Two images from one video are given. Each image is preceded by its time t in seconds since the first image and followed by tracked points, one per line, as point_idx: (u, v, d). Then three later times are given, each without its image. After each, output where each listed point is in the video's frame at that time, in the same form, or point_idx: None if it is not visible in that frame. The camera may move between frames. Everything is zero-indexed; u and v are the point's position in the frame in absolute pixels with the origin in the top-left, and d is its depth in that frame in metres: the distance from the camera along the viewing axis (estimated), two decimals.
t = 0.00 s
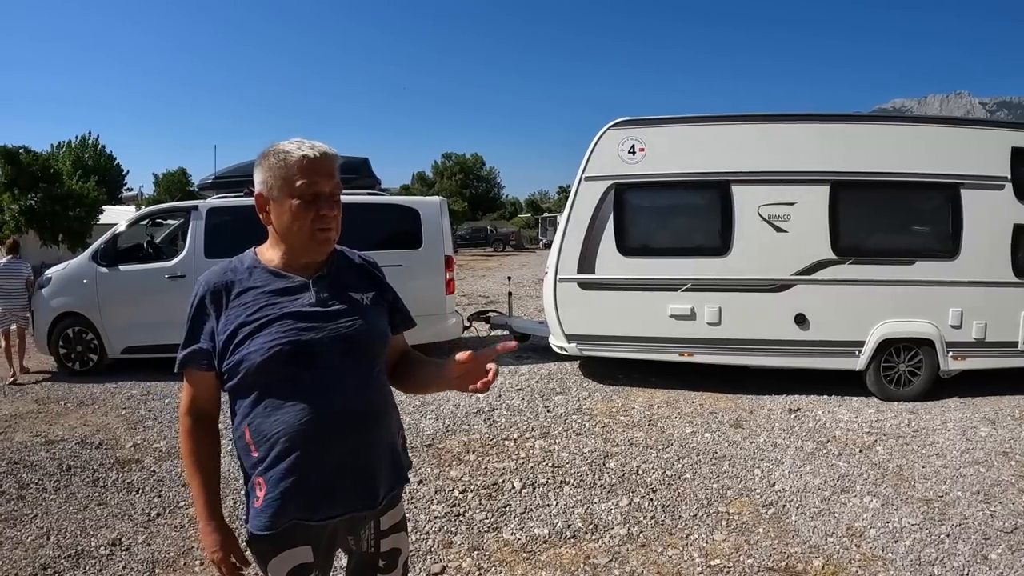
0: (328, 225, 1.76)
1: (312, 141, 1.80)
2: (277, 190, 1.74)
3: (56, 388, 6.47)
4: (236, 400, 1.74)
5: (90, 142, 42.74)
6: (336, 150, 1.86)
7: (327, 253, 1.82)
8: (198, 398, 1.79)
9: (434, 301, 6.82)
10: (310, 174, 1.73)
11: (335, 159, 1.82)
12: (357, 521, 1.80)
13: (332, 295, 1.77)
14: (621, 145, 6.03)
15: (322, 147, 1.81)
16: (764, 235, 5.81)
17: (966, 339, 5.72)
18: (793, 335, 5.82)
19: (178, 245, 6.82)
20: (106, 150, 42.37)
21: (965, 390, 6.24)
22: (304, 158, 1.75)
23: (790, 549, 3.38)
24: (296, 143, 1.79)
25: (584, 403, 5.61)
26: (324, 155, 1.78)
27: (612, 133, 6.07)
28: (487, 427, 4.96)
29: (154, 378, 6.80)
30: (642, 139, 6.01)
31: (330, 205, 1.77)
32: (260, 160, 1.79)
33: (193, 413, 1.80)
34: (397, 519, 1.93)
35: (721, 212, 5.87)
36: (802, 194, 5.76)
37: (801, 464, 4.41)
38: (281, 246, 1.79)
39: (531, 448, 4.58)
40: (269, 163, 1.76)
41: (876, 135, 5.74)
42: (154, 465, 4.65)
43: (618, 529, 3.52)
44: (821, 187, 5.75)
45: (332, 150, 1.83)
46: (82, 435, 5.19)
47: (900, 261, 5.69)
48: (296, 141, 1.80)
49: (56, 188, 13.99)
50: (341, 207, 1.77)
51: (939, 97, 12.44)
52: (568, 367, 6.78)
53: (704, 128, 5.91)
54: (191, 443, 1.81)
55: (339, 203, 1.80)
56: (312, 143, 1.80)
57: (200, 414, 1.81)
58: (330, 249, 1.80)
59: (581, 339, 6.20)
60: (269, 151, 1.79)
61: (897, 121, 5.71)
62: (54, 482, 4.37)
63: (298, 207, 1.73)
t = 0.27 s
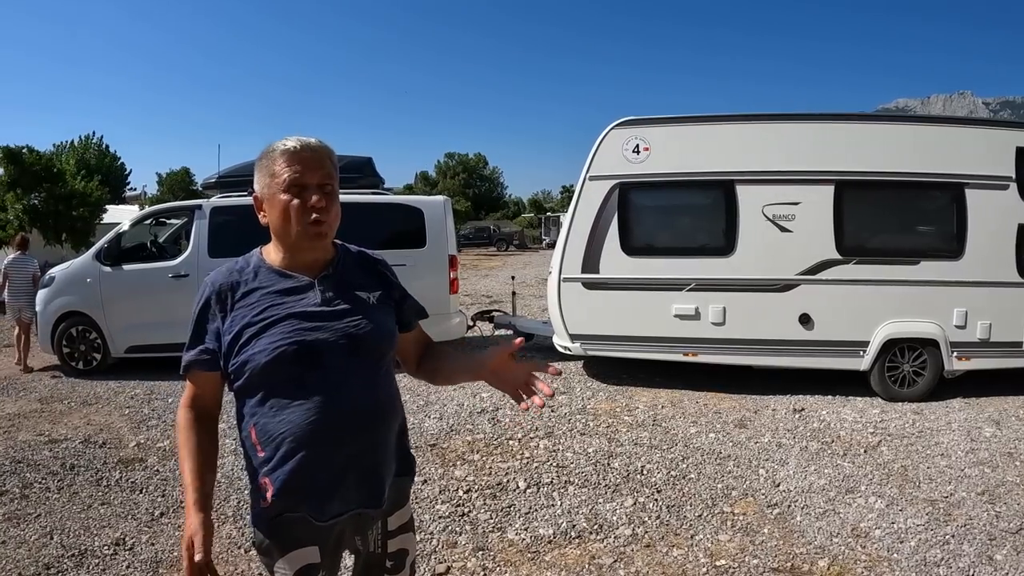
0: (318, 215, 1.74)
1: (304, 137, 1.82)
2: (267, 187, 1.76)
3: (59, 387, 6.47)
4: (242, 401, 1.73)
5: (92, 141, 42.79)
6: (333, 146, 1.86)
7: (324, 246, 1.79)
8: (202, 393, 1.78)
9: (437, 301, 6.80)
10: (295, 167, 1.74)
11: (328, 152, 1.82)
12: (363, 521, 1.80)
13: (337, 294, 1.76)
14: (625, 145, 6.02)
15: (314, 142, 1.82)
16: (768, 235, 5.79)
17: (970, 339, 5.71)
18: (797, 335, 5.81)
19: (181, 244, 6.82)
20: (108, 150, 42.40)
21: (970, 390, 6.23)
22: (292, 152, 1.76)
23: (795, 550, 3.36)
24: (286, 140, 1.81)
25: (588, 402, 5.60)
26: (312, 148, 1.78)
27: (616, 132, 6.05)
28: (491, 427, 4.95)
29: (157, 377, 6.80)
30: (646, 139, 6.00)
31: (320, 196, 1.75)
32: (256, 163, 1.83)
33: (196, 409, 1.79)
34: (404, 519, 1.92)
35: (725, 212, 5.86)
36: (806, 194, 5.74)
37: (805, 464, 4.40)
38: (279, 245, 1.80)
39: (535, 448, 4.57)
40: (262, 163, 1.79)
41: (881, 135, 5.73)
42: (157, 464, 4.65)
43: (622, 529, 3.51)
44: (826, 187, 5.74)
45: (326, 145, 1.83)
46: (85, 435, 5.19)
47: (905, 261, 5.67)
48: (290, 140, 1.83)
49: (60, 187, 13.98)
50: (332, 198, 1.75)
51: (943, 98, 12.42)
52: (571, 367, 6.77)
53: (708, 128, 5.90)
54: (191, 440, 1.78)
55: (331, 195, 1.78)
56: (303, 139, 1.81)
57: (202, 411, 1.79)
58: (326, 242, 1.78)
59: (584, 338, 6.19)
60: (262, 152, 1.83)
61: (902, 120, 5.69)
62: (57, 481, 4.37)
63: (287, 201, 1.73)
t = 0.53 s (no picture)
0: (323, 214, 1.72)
1: (307, 136, 1.80)
2: (271, 188, 1.75)
3: (63, 387, 6.47)
4: (251, 402, 1.72)
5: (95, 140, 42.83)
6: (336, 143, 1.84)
7: (332, 245, 1.78)
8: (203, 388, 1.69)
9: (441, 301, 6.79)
10: (298, 166, 1.72)
11: (331, 150, 1.80)
12: (373, 524, 1.79)
13: (347, 295, 1.75)
14: (630, 145, 6.01)
15: (317, 140, 1.80)
16: (773, 235, 5.78)
17: (975, 340, 5.69)
18: (802, 335, 5.79)
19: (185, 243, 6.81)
20: (111, 149, 42.44)
21: (974, 391, 6.21)
22: (294, 152, 1.75)
23: (801, 551, 3.36)
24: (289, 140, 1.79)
25: (593, 402, 5.60)
26: (315, 147, 1.76)
27: (621, 132, 6.04)
28: (496, 427, 4.95)
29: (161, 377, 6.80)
30: (651, 139, 5.99)
31: (324, 195, 1.74)
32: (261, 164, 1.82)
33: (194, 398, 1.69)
34: (414, 523, 1.91)
35: (730, 212, 5.85)
36: (812, 194, 5.73)
37: (811, 465, 4.38)
38: (287, 246, 1.79)
39: (540, 448, 4.56)
40: (266, 164, 1.78)
41: (886, 135, 5.71)
42: (162, 464, 4.65)
43: (628, 530, 3.50)
44: (831, 187, 5.72)
45: (329, 143, 1.82)
46: (89, 434, 5.19)
47: (911, 261, 5.66)
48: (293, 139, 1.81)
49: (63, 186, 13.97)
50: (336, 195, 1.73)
51: (946, 97, 12.40)
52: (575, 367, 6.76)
53: (713, 128, 5.89)
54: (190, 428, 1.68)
55: (336, 193, 1.76)
56: (306, 137, 1.79)
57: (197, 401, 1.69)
58: (332, 241, 1.76)
59: (589, 338, 6.18)
60: (266, 153, 1.82)
61: (908, 120, 5.68)
62: (61, 481, 4.36)
63: (291, 201, 1.72)
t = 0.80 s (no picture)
0: (328, 214, 1.71)
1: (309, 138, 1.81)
2: (276, 191, 1.75)
3: (66, 386, 6.47)
4: (260, 402, 1.71)
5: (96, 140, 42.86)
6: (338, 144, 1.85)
7: (339, 245, 1.77)
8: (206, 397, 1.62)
9: (444, 301, 6.78)
10: (302, 168, 1.73)
11: (334, 150, 1.80)
12: (382, 525, 1.79)
13: (357, 294, 1.75)
14: (634, 145, 6.01)
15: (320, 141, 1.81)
16: (777, 235, 5.77)
17: (979, 340, 5.68)
18: (806, 335, 5.78)
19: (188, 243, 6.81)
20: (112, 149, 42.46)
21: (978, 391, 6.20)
22: (296, 154, 1.75)
23: (806, 551, 3.35)
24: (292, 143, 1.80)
25: (596, 403, 5.59)
26: (317, 147, 1.77)
27: (625, 132, 6.03)
28: (499, 427, 4.94)
29: (164, 376, 6.80)
30: (654, 139, 5.98)
31: (329, 194, 1.74)
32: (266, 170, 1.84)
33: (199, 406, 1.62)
34: (423, 524, 1.91)
35: (734, 212, 5.84)
36: (816, 194, 5.72)
37: (815, 465, 4.37)
38: (294, 248, 1.79)
39: (544, 448, 4.56)
40: (270, 169, 1.79)
41: (890, 135, 5.70)
42: (165, 464, 4.65)
43: (633, 530, 3.49)
44: (835, 188, 5.71)
45: (332, 143, 1.82)
46: (92, 434, 5.19)
47: (915, 261, 5.65)
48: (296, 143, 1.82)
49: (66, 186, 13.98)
50: (340, 195, 1.73)
51: (949, 97, 12.38)
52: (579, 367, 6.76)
53: (716, 127, 5.88)
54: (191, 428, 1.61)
55: (340, 193, 1.76)
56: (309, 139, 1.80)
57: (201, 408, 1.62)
58: (339, 240, 1.76)
59: (592, 338, 6.17)
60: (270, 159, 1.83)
61: (912, 120, 5.67)
62: (64, 481, 4.36)
63: (297, 203, 1.72)
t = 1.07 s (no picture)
0: (338, 211, 1.71)
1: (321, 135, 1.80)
2: (287, 186, 1.74)
3: (68, 386, 6.47)
4: (264, 403, 1.71)
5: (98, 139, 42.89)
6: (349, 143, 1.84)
7: (345, 245, 1.76)
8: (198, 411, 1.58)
9: (447, 301, 6.77)
10: (314, 164, 1.72)
11: (345, 148, 1.80)
12: (387, 526, 1.78)
13: (362, 294, 1.74)
14: (637, 144, 6.00)
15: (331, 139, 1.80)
16: (780, 235, 5.76)
17: (982, 341, 5.67)
18: (809, 336, 5.77)
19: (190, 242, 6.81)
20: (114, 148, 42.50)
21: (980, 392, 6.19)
22: (309, 150, 1.75)
23: (810, 552, 3.34)
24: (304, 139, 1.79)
25: (599, 403, 5.58)
26: (329, 145, 1.76)
27: (628, 132, 6.02)
28: (502, 427, 4.93)
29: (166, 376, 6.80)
30: (658, 139, 5.97)
31: (339, 192, 1.74)
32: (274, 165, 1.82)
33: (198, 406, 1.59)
34: (427, 524, 1.90)
35: (737, 212, 5.83)
36: (819, 195, 5.71)
37: (818, 466, 4.36)
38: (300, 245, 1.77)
39: (547, 448, 4.55)
40: (280, 164, 1.78)
41: (894, 135, 5.69)
42: (167, 463, 4.64)
43: (636, 531, 3.49)
44: (838, 188, 5.70)
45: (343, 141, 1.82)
46: (94, 433, 5.19)
47: (919, 262, 5.64)
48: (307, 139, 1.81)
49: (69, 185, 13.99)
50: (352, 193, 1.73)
51: (951, 98, 12.37)
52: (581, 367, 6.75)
53: (720, 127, 5.87)
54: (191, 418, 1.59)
55: (350, 190, 1.76)
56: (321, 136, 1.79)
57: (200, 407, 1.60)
58: (347, 238, 1.75)
59: (595, 338, 6.16)
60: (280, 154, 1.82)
61: (916, 120, 5.65)
62: (66, 480, 4.36)
63: (308, 198, 1.71)
